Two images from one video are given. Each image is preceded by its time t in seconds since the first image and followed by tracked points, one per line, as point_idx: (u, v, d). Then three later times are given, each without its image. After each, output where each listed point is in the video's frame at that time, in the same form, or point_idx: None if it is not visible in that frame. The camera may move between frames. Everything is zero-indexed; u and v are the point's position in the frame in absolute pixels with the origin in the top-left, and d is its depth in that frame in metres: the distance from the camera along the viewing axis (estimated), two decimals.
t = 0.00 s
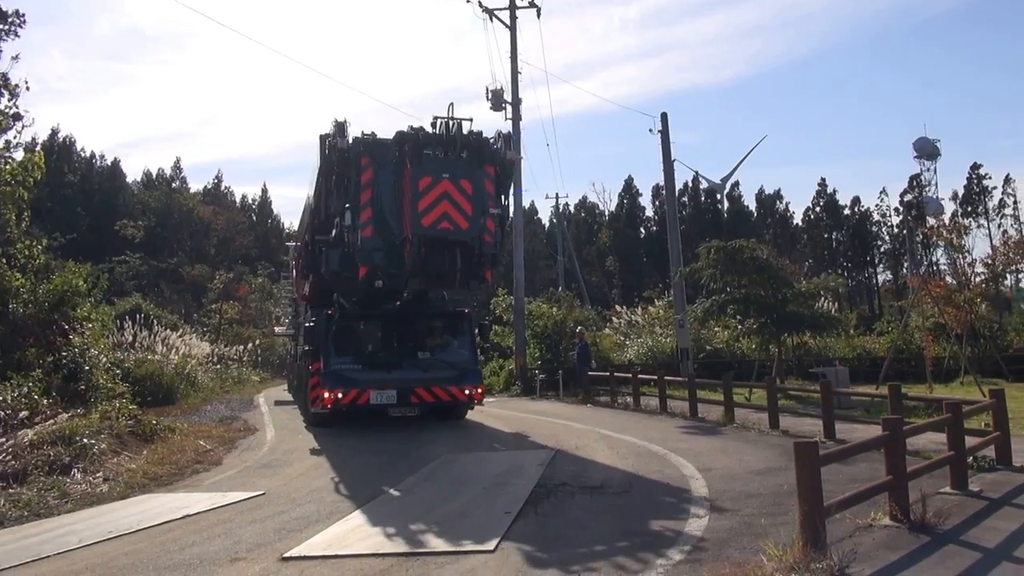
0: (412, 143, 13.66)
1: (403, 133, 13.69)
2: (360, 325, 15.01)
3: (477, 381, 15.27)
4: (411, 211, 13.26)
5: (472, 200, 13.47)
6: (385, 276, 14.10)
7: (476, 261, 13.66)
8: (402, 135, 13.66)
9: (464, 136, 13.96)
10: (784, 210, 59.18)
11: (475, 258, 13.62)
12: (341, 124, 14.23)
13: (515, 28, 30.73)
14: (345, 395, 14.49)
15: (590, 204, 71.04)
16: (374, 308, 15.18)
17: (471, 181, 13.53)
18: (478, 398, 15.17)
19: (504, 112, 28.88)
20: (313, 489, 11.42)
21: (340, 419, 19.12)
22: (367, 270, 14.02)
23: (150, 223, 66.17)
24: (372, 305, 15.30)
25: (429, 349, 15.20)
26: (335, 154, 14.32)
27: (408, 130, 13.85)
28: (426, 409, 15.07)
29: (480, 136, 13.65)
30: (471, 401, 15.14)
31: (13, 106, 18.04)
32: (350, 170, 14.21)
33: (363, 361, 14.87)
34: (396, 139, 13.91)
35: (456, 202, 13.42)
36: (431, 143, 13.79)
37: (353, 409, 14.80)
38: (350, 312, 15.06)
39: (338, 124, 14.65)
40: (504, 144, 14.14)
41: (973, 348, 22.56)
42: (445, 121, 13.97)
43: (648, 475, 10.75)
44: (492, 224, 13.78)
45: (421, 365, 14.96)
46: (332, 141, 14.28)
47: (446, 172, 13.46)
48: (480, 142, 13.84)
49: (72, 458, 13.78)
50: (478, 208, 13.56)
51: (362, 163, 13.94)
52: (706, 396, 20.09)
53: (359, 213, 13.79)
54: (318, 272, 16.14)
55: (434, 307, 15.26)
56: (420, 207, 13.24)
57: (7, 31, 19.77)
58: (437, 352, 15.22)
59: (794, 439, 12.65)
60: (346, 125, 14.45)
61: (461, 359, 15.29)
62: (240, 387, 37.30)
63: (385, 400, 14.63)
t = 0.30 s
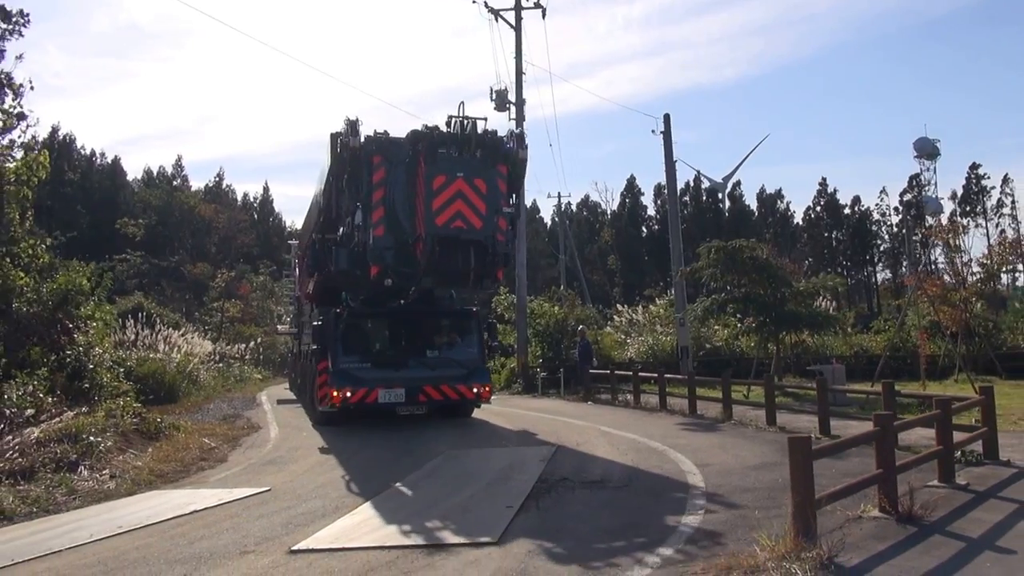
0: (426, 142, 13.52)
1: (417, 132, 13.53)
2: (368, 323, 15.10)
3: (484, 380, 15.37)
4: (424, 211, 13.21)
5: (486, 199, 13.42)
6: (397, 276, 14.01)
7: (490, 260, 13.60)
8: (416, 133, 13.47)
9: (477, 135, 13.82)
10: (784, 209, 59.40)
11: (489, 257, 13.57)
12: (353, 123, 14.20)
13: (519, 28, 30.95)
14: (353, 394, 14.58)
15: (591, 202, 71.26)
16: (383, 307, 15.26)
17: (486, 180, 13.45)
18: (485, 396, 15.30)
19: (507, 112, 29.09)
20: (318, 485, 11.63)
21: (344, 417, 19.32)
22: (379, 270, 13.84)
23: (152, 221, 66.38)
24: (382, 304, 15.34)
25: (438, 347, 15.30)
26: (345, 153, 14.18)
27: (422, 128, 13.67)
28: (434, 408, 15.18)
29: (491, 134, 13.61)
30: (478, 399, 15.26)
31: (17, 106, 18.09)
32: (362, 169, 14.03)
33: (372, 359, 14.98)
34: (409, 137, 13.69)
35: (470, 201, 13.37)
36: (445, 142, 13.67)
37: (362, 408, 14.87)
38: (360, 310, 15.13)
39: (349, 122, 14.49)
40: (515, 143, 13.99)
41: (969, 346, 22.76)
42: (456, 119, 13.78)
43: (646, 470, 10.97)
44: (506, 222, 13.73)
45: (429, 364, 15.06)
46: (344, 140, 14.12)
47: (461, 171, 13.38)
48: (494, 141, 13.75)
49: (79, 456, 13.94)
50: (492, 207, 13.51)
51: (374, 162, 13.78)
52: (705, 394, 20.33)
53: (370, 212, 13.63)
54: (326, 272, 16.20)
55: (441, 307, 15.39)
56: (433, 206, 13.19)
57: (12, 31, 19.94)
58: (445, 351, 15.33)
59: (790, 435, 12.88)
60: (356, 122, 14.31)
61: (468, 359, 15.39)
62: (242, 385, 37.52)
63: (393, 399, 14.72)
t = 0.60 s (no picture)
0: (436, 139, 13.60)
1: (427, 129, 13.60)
2: (376, 321, 15.28)
3: (494, 378, 15.58)
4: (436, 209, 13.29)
5: (497, 196, 13.46)
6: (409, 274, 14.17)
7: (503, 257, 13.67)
8: (426, 132, 13.61)
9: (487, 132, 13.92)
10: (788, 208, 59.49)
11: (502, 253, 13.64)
12: (363, 122, 14.45)
13: (520, 28, 31.14)
14: (363, 393, 14.83)
15: (593, 201, 71.40)
16: (391, 305, 15.40)
17: (497, 176, 13.51)
18: (494, 394, 15.55)
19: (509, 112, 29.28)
20: (327, 479, 11.85)
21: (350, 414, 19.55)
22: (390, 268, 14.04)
23: (157, 221, 66.72)
24: (390, 302, 15.45)
25: (446, 345, 15.47)
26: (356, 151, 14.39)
27: (431, 126, 13.77)
28: (443, 405, 15.44)
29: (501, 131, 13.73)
30: (487, 397, 15.53)
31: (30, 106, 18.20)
32: (373, 168, 14.26)
33: (380, 358, 15.17)
34: (420, 135, 13.84)
35: (482, 198, 13.43)
36: (455, 139, 13.74)
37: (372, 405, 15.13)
38: (368, 308, 15.31)
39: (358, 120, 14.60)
40: (524, 140, 14.09)
41: (974, 345, 22.89)
42: (466, 117, 13.89)
43: (649, 467, 11.17)
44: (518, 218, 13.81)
45: (438, 362, 15.26)
46: (354, 137, 14.34)
47: (472, 168, 13.42)
48: (505, 137, 13.86)
49: (94, 450, 14.16)
50: (503, 203, 13.56)
51: (384, 160, 14.06)
52: (708, 393, 20.50)
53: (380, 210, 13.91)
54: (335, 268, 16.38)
55: (449, 305, 15.53)
56: (445, 204, 13.27)
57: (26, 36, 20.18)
58: (453, 348, 15.50)
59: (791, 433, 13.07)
60: (366, 120, 14.49)
61: (478, 357, 15.57)
62: (248, 383, 37.77)
63: (403, 397, 14.98)
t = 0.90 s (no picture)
0: (450, 138, 13.78)
1: (442, 127, 13.79)
2: (387, 319, 15.42)
3: (505, 376, 15.80)
4: (451, 207, 13.40)
5: (512, 194, 13.65)
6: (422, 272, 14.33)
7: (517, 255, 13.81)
8: (441, 130, 13.77)
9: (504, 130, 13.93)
10: (795, 206, 59.43)
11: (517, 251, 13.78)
12: (377, 120, 14.68)
13: (524, 28, 31.36)
14: (375, 390, 14.98)
15: (598, 199, 71.57)
16: (402, 303, 15.58)
17: (512, 175, 13.69)
18: (505, 393, 15.68)
19: (514, 111, 29.48)
20: (337, 474, 12.07)
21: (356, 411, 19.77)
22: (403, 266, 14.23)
23: (166, 220, 67.16)
24: (400, 300, 15.63)
25: (456, 343, 15.70)
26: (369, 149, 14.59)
27: (446, 125, 13.89)
28: (454, 403, 15.62)
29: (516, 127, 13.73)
30: (498, 396, 15.66)
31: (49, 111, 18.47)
32: (387, 166, 14.45)
33: (391, 355, 15.37)
34: (434, 134, 13.94)
35: (496, 197, 13.60)
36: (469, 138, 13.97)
37: (383, 403, 15.30)
38: (379, 306, 15.47)
39: (372, 118, 14.76)
40: (539, 137, 14.06)
41: (981, 345, 22.95)
42: (481, 116, 14.03)
43: (652, 464, 11.36)
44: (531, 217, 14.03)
45: (449, 361, 15.45)
46: (368, 136, 14.54)
47: (486, 167, 13.63)
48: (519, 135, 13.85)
49: (111, 444, 14.40)
50: (518, 202, 13.73)
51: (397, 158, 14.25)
52: (712, 391, 20.68)
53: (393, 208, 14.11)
54: (346, 266, 16.60)
55: (460, 304, 15.76)
56: (461, 202, 13.39)
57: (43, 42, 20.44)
58: (464, 347, 15.73)
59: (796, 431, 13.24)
60: (379, 118, 14.73)
61: (489, 355, 15.80)
62: (256, 381, 38.08)
63: (414, 395, 15.16)
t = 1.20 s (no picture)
0: (469, 136, 14.02)
1: (460, 125, 14.06)
2: (398, 318, 15.65)
3: (516, 374, 16.02)
4: (469, 204, 13.73)
5: (529, 192, 13.90)
6: (436, 270, 14.46)
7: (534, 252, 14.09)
8: (459, 127, 13.99)
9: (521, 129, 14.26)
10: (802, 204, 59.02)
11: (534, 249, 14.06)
12: (392, 118, 14.81)
13: (530, 28, 31.61)
14: (386, 388, 15.19)
15: (603, 198, 71.70)
16: (413, 302, 15.75)
17: (529, 174, 13.93)
18: (516, 392, 15.95)
19: (520, 111, 29.71)
20: (348, 468, 12.32)
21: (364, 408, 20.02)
22: (418, 264, 14.39)
23: (174, 220, 67.57)
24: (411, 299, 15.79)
25: (467, 342, 15.98)
26: (384, 148, 14.74)
27: (463, 123, 14.17)
28: (464, 402, 15.83)
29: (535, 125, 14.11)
30: (509, 394, 15.88)
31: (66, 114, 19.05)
32: (402, 164, 14.61)
33: (401, 354, 15.58)
34: (451, 132, 14.20)
35: (514, 194, 13.89)
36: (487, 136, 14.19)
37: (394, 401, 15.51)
38: (390, 305, 15.67)
39: (386, 116, 14.92)
40: (553, 135, 14.39)
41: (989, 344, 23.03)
42: (500, 114, 14.44)
43: (658, 460, 11.58)
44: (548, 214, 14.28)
45: (461, 360, 15.70)
46: (383, 134, 14.70)
47: (504, 165, 13.87)
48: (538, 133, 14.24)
49: (129, 439, 14.66)
50: (535, 200, 14.00)
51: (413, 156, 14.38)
52: (716, 390, 20.87)
53: (408, 207, 14.24)
54: (357, 264, 16.73)
55: (471, 303, 16.02)
56: (479, 200, 13.72)
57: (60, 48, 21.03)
58: (475, 346, 15.99)
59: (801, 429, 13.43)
60: (393, 116, 14.84)
61: (499, 354, 16.02)
62: (263, 378, 38.38)
63: (425, 393, 15.37)
